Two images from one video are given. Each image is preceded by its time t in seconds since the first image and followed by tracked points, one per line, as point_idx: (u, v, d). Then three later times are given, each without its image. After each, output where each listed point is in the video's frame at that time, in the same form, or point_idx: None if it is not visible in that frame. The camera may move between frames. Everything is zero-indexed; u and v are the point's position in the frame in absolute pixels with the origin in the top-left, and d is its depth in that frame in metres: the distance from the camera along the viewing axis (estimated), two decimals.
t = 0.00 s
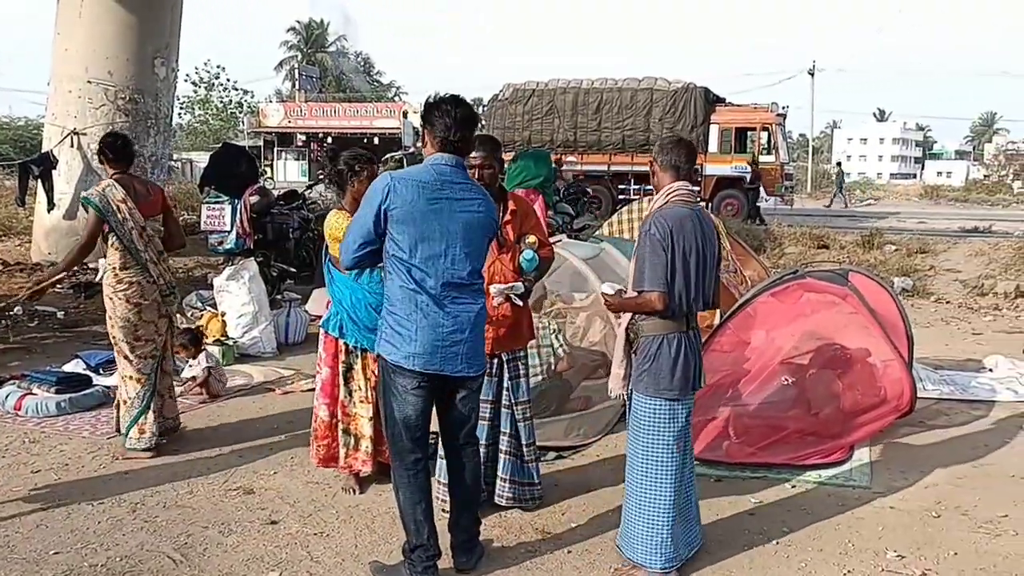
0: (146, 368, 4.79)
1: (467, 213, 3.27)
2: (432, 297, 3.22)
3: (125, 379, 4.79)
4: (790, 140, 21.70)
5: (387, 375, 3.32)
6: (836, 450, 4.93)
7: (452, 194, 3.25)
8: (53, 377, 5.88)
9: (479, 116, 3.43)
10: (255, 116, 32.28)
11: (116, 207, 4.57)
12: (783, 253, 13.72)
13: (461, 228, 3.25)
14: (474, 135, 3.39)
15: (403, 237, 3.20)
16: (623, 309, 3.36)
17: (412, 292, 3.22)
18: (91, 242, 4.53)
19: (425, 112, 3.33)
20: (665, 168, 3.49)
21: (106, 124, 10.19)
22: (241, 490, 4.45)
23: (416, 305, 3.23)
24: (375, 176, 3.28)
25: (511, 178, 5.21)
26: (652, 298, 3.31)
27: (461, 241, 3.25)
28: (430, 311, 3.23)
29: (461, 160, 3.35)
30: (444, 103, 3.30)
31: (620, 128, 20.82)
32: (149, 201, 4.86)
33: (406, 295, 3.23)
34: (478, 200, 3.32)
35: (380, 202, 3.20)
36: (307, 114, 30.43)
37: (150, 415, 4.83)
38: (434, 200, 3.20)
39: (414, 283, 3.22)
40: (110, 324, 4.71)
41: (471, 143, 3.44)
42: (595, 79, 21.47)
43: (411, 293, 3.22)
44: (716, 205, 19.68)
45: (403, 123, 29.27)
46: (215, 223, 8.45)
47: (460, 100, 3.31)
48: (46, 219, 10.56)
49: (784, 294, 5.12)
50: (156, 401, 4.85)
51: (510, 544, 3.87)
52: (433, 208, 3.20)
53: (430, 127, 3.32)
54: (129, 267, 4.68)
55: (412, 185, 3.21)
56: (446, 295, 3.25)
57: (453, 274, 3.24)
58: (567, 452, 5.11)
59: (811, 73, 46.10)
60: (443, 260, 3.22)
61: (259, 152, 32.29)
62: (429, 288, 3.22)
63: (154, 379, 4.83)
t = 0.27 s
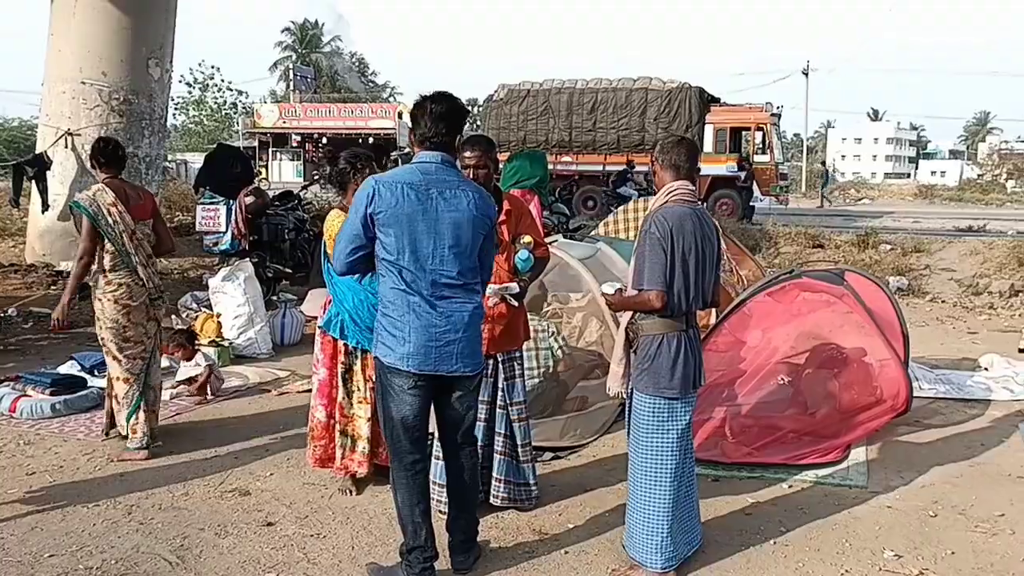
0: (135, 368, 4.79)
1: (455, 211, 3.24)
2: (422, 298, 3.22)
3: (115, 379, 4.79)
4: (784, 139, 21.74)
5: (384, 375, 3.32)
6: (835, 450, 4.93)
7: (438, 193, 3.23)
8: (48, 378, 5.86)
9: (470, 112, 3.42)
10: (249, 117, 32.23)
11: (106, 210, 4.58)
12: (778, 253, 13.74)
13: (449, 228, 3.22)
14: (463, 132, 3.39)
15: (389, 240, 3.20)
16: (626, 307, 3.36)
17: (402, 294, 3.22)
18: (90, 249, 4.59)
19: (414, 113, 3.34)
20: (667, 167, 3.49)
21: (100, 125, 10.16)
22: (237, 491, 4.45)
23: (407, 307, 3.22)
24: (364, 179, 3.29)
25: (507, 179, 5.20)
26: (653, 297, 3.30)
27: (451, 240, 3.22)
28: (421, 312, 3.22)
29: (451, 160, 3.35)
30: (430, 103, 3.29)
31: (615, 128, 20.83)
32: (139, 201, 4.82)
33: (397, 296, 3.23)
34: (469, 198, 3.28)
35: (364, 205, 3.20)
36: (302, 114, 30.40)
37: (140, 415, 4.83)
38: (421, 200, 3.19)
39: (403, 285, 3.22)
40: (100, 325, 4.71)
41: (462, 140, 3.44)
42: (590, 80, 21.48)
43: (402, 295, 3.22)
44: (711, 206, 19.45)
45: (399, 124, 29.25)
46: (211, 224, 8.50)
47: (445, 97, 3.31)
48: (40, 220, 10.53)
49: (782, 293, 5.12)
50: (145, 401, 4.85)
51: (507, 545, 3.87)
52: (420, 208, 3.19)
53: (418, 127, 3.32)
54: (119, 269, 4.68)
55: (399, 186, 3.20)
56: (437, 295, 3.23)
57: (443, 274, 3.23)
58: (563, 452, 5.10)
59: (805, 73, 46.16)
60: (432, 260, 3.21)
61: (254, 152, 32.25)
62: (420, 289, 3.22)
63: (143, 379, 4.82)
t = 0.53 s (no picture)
0: (94, 355, 4.80)
1: (432, 211, 3.19)
2: (400, 298, 3.20)
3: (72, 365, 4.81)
4: (770, 139, 21.81)
5: (367, 374, 3.31)
6: (821, 450, 4.93)
7: (414, 193, 3.19)
8: (30, 379, 5.81)
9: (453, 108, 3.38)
10: (235, 116, 32.09)
11: (87, 205, 4.60)
12: (764, 253, 13.78)
13: (425, 228, 3.18)
14: (445, 128, 3.35)
15: (366, 240, 3.19)
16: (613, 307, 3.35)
17: (379, 294, 3.22)
18: (72, 243, 4.62)
19: (396, 111, 3.32)
20: (655, 167, 3.49)
21: (84, 124, 10.08)
22: (221, 492, 4.42)
23: (385, 306, 3.22)
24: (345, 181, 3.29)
25: (494, 177, 5.17)
26: (640, 296, 3.30)
27: (428, 240, 3.18)
28: (399, 312, 3.20)
29: (430, 156, 3.30)
30: (408, 102, 3.27)
31: (601, 128, 20.85)
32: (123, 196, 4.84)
33: (375, 296, 3.23)
34: (448, 196, 3.22)
35: (340, 206, 3.20)
36: (288, 114, 30.28)
37: (95, 398, 4.81)
38: (395, 200, 3.16)
39: (380, 285, 3.21)
40: (71, 315, 4.75)
41: (444, 136, 3.41)
42: (577, 80, 21.50)
43: (380, 294, 3.22)
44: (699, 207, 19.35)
45: (385, 123, 29.19)
46: (195, 224, 8.38)
47: (423, 93, 3.28)
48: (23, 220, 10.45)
49: (769, 293, 5.13)
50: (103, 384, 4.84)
51: (493, 545, 3.85)
52: (395, 208, 3.16)
53: (397, 125, 3.30)
54: (99, 264, 4.72)
55: (374, 186, 3.18)
56: (415, 295, 3.21)
57: (421, 274, 3.19)
58: (551, 452, 5.06)
59: (791, 73, 46.32)
60: (408, 260, 3.18)
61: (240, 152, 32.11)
62: (398, 289, 3.20)
63: (104, 366, 4.82)
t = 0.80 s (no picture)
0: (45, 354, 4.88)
1: (396, 211, 3.15)
2: (365, 298, 3.18)
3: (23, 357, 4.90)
4: (738, 140, 21.97)
5: (336, 374, 3.29)
6: (788, 448, 4.96)
7: (378, 193, 3.15)
8: None
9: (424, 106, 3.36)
10: (202, 115, 31.77)
11: (46, 198, 4.67)
12: (733, 253, 13.88)
13: (389, 228, 3.14)
14: (416, 127, 3.32)
15: (330, 240, 3.17)
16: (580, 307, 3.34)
17: (345, 293, 3.20)
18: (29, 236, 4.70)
19: (368, 111, 3.30)
20: (623, 167, 3.50)
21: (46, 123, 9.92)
22: (187, 496, 4.36)
23: (350, 306, 3.20)
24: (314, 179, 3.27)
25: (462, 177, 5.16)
26: (607, 297, 3.29)
27: (392, 240, 3.15)
28: (364, 311, 3.18)
29: (400, 154, 3.26)
30: (379, 100, 3.24)
31: (571, 128, 20.90)
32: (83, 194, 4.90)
33: (341, 295, 3.22)
34: (414, 196, 3.17)
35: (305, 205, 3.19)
36: (256, 113, 30.03)
37: (27, 398, 4.92)
38: (359, 200, 3.13)
39: (346, 284, 3.20)
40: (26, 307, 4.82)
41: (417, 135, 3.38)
42: (546, 80, 21.54)
43: (345, 293, 3.20)
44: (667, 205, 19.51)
45: (354, 123, 29.04)
46: (161, 224, 8.26)
47: (394, 92, 3.25)
48: None
49: (737, 292, 5.15)
50: (44, 384, 4.90)
51: (462, 547, 3.83)
52: (359, 208, 3.13)
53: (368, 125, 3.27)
54: (55, 258, 4.78)
55: (339, 185, 3.16)
56: (380, 295, 3.18)
57: (386, 274, 3.17)
58: (521, 453, 5.05)
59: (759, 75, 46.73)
60: (372, 260, 3.15)
61: (207, 151, 31.78)
62: (363, 288, 3.18)
63: (53, 365, 4.90)
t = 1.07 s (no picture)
0: None
1: (366, 210, 3.11)
2: (333, 296, 3.15)
3: None
4: (694, 141, 22.17)
5: (300, 372, 3.26)
6: (742, 446, 5.01)
7: (347, 192, 3.11)
8: None
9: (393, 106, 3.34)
10: (154, 113, 31.25)
11: None
12: (689, 252, 14.01)
13: (358, 227, 3.11)
14: (387, 126, 3.30)
15: (300, 237, 3.14)
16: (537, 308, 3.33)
17: (312, 290, 3.17)
18: None
19: (336, 113, 3.27)
20: (577, 167, 3.50)
21: None
22: (139, 500, 4.28)
23: (318, 303, 3.17)
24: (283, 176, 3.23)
25: (420, 177, 5.14)
26: (566, 297, 3.29)
27: (361, 239, 3.11)
28: (331, 310, 3.15)
29: (371, 152, 3.23)
30: (348, 100, 3.21)
31: (528, 128, 20.93)
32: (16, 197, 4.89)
33: (309, 293, 3.19)
34: (384, 196, 3.13)
35: (274, 202, 3.15)
36: (210, 111, 29.63)
37: None
38: (329, 198, 3.09)
39: (313, 282, 3.17)
40: None
41: (388, 135, 3.36)
42: (504, 80, 21.55)
43: (313, 291, 3.18)
44: (624, 205, 19.63)
45: (310, 122, 28.77)
46: (112, 224, 8.11)
47: (362, 91, 3.23)
48: None
49: (693, 292, 5.19)
50: None
51: (419, 549, 3.81)
52: (329, 206, 3.09)
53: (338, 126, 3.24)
54: None
55: (310, 183, 3.12)
56: (347, 293, 3.15)
57: (354, 272, 3.14)
58: (479, 453, 5.08)
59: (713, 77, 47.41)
60: (340, 258, 3.12)
61: (159, 149, 31.28)
62: (330, 286, 3.15)
63: None
